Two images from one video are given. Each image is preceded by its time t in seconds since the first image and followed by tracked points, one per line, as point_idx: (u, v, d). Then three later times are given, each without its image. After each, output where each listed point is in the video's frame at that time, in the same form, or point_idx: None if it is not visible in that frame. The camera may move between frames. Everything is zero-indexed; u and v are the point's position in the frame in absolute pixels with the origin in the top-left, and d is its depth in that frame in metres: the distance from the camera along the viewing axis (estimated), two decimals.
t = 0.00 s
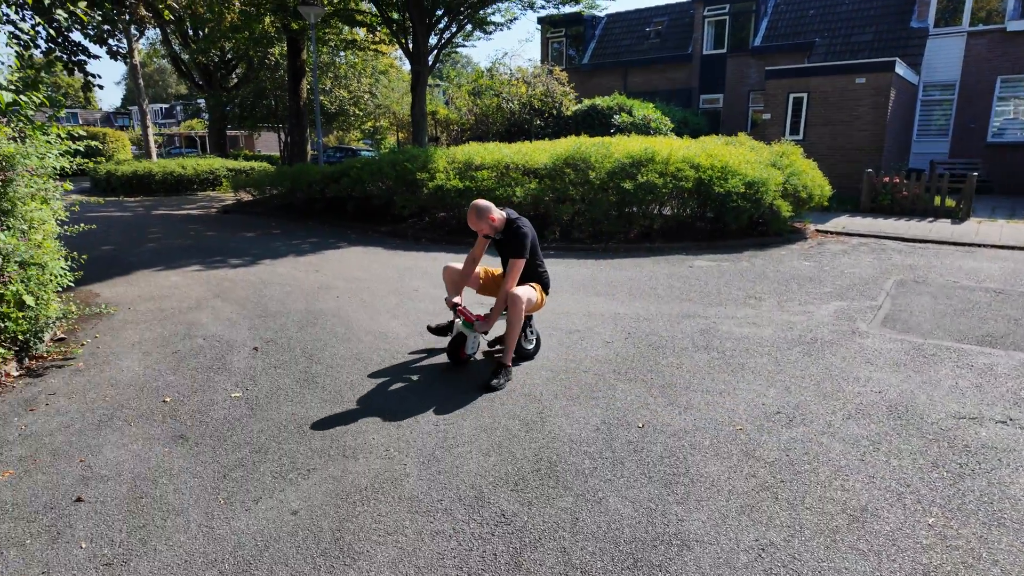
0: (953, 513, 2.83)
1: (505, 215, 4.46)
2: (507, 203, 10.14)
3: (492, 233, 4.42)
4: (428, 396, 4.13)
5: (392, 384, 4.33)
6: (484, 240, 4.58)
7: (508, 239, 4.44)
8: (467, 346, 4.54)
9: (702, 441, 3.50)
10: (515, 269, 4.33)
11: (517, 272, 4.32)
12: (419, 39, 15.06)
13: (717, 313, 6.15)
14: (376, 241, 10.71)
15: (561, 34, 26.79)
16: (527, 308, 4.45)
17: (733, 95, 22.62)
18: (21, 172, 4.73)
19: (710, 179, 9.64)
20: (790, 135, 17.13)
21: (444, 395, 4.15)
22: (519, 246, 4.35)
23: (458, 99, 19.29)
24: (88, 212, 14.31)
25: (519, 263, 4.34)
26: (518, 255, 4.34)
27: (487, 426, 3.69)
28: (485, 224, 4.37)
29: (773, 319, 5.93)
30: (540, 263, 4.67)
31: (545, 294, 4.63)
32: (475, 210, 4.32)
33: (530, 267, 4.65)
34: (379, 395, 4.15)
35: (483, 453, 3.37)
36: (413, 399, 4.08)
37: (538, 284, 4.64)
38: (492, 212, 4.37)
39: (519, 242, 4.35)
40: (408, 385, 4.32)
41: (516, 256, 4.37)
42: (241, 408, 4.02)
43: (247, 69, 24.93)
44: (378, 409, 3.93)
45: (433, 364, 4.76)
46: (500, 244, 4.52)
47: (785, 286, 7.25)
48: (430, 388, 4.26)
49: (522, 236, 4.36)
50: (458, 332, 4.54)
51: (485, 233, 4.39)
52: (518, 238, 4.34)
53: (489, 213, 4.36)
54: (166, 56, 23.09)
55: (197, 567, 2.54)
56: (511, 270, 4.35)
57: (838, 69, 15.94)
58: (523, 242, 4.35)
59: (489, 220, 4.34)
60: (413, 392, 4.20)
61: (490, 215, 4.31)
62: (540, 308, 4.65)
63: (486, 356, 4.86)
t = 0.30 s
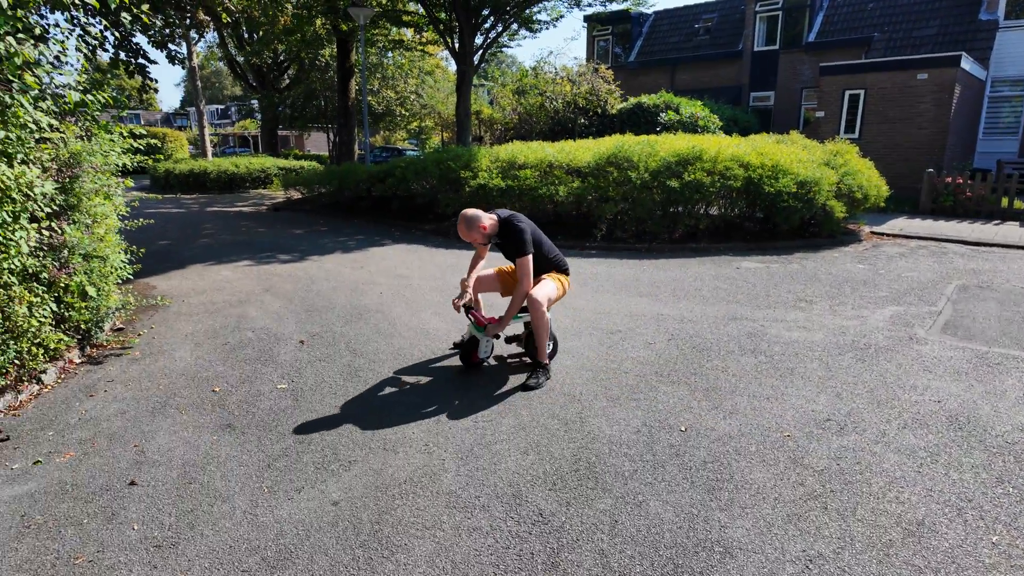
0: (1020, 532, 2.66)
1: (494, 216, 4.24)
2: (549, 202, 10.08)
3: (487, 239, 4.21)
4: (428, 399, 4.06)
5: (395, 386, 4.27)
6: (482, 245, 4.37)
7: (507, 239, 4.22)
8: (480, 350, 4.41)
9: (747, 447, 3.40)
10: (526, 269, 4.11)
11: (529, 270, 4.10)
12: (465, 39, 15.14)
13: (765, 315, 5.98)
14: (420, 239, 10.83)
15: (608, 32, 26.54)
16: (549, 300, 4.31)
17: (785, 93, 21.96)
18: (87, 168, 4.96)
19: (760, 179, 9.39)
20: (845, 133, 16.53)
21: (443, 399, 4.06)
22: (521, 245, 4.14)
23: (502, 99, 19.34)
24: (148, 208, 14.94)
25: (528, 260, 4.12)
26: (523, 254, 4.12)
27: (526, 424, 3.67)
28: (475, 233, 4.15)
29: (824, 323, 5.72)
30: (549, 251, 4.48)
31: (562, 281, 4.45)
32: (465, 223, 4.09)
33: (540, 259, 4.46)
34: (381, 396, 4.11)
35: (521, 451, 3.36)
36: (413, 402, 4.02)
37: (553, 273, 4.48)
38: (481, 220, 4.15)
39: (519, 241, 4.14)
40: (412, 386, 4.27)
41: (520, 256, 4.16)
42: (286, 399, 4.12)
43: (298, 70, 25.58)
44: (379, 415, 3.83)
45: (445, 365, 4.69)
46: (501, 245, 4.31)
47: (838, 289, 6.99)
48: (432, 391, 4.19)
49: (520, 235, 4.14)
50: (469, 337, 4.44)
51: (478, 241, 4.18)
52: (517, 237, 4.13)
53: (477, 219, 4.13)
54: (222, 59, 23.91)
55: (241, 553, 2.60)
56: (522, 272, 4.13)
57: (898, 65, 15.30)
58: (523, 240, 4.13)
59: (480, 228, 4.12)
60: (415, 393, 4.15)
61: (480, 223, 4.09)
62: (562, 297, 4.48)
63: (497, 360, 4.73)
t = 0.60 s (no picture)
0: None
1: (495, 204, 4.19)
2: (577, 200, 10.00)
3: (492, 228, 4.17)
4: (428, 399, 4.03)
5: (393, 387, 4.24)
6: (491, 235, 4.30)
7: (513, 225, 4.16)
8: (478, 355, 4.31)
9: (779, 451, 3.32)
10: (539, 251, 3.99)
11: (543, 251, 3.98)
12: (495, 36, 15.14)
13: (799, 317, 5.84)
14: (448, 236, 10.87)
15: (639, 29, 26.23)
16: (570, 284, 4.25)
17: (821, 89, 21.46)
18: (127, 166, 5.10)
19: (794, 177, 9.18)
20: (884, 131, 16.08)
21: (444, 399, 4.03)
22: (526, 228, 4.04)
23: (531, 96, 19.29)
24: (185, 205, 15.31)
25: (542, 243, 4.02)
26: (532, 236, 4.02)
27: (551, 423, 3.65)
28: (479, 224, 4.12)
29: (861, 326, 5.56)
30: (559, 231, 4.42)
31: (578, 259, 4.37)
32: (467, 214, 4.10)
33: (551, 240, 4.40)
34: (380, 396, 4.08)
35: (547, 450, 3.34)
36: (413, 402, 4.00)
37: (570, 254, 4.45)
38: (483, 210, 4.10)
39: (524, 225, 4.04)
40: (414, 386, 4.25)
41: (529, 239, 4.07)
42: (315, 393, 4.17)
43: (330, 70, 25.91)
44: (369, 417, 3.78)
45: (449, 365, 4.64)
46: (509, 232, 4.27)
47: (875, 291, 6.80)
48: (434, 391, 4.17)
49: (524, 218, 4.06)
50: (469, 340, 4.36)
51: (483, 232, 4.16)
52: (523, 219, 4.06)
53: (478, 209, 4.09)
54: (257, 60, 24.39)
55: (269, 545, 2.63)
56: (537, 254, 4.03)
57: (941, 59, 14.82)
58: (528, 222, 4.03)
59: (482, 217, 4.09)
60: (415, 394, 4.12)
61: (483, 213, 4.06)
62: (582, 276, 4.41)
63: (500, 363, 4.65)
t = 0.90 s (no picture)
0: None
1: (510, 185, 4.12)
2: (598, 197, 9.94)
3: (507, 209, 4.09)
4: (432, 396, 4.03)
5: (394, 387, 4.19)
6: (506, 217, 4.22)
7: (529, 207, 4.10)
8: (482, 356, 4.21)
9: (805, 453, 3.27)
10: (563, 231, 3.98)
11: (568, 232, 3.97)
12: (517, 34, 15.11)
13: (825, 318, 5.74)
14: (469, 234, 10.88)
15: (663, 26, 25.97)
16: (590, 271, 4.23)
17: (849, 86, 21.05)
18: (156, 162, 5.19)
19: (821, 176, 9.02)
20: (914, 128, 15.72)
21: (449, 399, 3.99)
22: (545, 209, 3.98)
23: (553, 94, 19.23)
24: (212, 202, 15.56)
25: (563, 223, 3.97)
26: (553, 217, 3.99)
27: (572, 422, 3.63)
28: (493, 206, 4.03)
29: (889, 327, 5.44)
30: (575, 211, 4.35)
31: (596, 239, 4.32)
32: (481, 193, 3.99)
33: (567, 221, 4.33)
34: (382, 395, 4.07)
35: (567, 449, 3.32)
36: (414, 400, 3.99)
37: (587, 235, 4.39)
38: (497, 190, 4.01)
39: (542, 206, 4.00)
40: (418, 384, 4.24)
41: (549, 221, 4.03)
42: (337, 388, 4.20)
43: (354, 68, 26.11)
44: (367, 416, 3.77)
45: (455, 366, 4.58)
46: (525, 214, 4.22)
47: (904, 292, 6.65)
48: (437, 389, 4.16)
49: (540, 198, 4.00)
50: (472, 341, 4.26)
51: (497, 213, 4.05)
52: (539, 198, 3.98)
53: (493, 191, 4.01)
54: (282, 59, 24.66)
55: (292, 538, 2.65)
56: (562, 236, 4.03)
57: (975, 55, 14.45)
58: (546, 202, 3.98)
59: (497, 199, 4.00)
60: (418, 392, 4.11)
61: (497, 192, 3.97)
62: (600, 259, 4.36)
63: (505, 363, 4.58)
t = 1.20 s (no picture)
0: None
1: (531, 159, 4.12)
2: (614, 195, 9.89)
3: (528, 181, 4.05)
4: (441, 392, 4.05)
5: (403, 385, 4.18)
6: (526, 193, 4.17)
7: (551, 181, 4.08)
8: (494, 354, 4.20)
9: (824, 454, 3.23)
10: (587, 205, 3.96)
11: (592, 205, 3.95)
12: (533, 30, 15.06)
13: (844, 317, 5.66)
14: (483, 231, 10.89)
15: (680, 22, 25.75)
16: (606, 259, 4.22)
17: (870, 82, 20.74)
18: (175, 159, 5.24)
19: (840, 173, 8.90)
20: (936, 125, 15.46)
21: (459, 396, 3.98)
22: (569, 181, 3.98)
23: (568, 90, 19.14)
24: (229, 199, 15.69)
25: (586, 200, 3.96)
26: (577, 189, 3.98)
27: (587, 420, 3.62)
28: (514, 178, 3.99)
29: (911, 327, 5.36)
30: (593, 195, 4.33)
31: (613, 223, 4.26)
32: (504, 161, 3.95)
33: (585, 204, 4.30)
34: (389, 393, 4.06)
35: (583, 448, 3.31)
36: (420, 396, 3.99)
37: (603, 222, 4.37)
38: (520, 160, 3.99)
39: (566, 177, 3.99)
40: (427, 379, 4.27)
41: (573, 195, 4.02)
42: (353, 384, 4.23)
43: (369, 66, 26.20)
44: (368, 416, 3.73)
45: (466, 364, 4.57)
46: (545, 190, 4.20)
47: (926, 292, 6.54)
48: (447, 384, 4.20)
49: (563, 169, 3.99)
50: (483, 339, 4.26)
51: (518, 183, 4.00)
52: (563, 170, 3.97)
53: (516, 161, 3.99)
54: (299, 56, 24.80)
55: (309, 532, 2.67)
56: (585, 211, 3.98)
57: (1000, 50, 14.18)
58: (570, 174, 3.98)
59: (520, 168, 3.97)
60: (427, 387, 4.14)
61: (521, 161, 3.95)
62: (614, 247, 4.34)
63: (517, 361, 4.58)
